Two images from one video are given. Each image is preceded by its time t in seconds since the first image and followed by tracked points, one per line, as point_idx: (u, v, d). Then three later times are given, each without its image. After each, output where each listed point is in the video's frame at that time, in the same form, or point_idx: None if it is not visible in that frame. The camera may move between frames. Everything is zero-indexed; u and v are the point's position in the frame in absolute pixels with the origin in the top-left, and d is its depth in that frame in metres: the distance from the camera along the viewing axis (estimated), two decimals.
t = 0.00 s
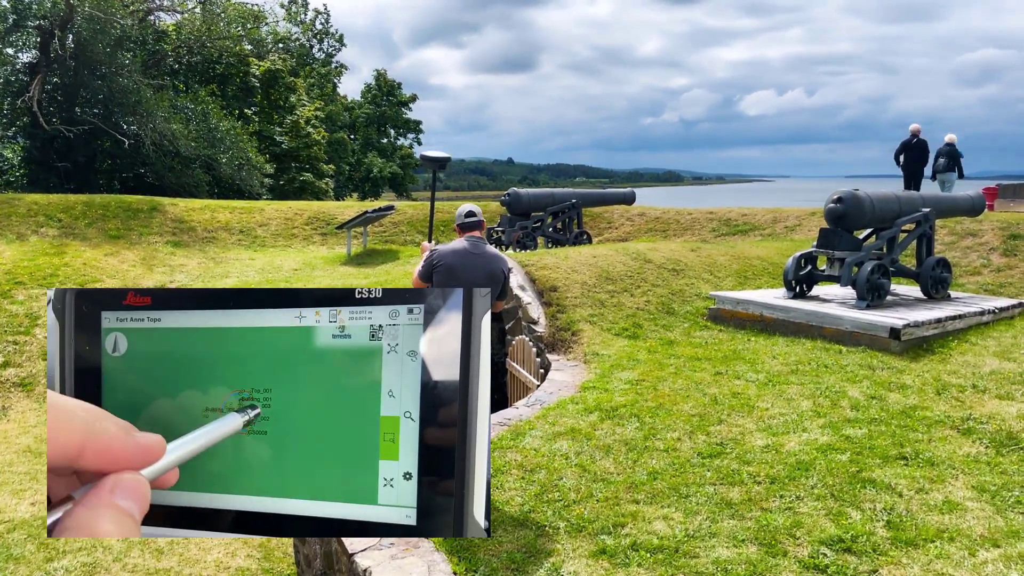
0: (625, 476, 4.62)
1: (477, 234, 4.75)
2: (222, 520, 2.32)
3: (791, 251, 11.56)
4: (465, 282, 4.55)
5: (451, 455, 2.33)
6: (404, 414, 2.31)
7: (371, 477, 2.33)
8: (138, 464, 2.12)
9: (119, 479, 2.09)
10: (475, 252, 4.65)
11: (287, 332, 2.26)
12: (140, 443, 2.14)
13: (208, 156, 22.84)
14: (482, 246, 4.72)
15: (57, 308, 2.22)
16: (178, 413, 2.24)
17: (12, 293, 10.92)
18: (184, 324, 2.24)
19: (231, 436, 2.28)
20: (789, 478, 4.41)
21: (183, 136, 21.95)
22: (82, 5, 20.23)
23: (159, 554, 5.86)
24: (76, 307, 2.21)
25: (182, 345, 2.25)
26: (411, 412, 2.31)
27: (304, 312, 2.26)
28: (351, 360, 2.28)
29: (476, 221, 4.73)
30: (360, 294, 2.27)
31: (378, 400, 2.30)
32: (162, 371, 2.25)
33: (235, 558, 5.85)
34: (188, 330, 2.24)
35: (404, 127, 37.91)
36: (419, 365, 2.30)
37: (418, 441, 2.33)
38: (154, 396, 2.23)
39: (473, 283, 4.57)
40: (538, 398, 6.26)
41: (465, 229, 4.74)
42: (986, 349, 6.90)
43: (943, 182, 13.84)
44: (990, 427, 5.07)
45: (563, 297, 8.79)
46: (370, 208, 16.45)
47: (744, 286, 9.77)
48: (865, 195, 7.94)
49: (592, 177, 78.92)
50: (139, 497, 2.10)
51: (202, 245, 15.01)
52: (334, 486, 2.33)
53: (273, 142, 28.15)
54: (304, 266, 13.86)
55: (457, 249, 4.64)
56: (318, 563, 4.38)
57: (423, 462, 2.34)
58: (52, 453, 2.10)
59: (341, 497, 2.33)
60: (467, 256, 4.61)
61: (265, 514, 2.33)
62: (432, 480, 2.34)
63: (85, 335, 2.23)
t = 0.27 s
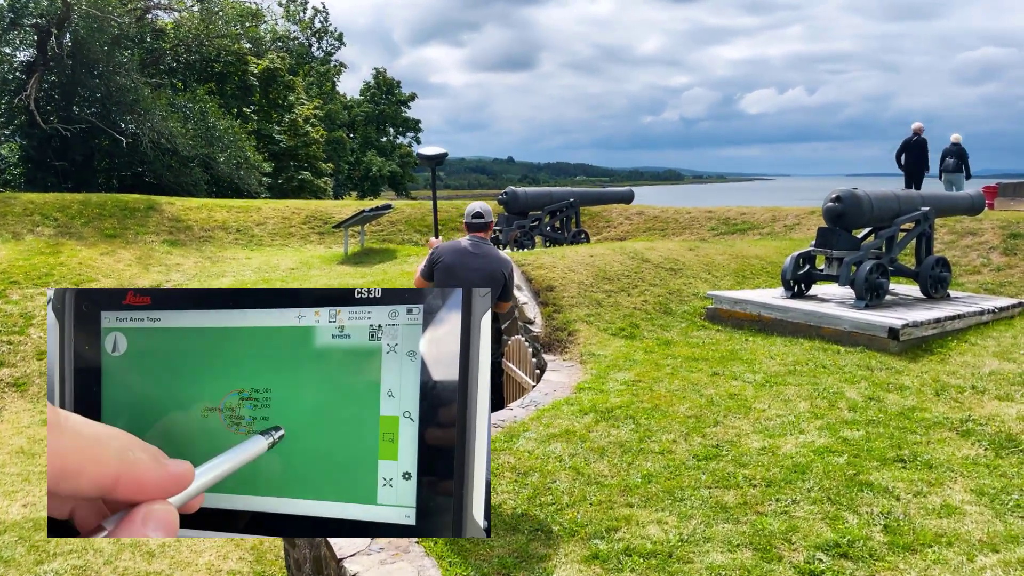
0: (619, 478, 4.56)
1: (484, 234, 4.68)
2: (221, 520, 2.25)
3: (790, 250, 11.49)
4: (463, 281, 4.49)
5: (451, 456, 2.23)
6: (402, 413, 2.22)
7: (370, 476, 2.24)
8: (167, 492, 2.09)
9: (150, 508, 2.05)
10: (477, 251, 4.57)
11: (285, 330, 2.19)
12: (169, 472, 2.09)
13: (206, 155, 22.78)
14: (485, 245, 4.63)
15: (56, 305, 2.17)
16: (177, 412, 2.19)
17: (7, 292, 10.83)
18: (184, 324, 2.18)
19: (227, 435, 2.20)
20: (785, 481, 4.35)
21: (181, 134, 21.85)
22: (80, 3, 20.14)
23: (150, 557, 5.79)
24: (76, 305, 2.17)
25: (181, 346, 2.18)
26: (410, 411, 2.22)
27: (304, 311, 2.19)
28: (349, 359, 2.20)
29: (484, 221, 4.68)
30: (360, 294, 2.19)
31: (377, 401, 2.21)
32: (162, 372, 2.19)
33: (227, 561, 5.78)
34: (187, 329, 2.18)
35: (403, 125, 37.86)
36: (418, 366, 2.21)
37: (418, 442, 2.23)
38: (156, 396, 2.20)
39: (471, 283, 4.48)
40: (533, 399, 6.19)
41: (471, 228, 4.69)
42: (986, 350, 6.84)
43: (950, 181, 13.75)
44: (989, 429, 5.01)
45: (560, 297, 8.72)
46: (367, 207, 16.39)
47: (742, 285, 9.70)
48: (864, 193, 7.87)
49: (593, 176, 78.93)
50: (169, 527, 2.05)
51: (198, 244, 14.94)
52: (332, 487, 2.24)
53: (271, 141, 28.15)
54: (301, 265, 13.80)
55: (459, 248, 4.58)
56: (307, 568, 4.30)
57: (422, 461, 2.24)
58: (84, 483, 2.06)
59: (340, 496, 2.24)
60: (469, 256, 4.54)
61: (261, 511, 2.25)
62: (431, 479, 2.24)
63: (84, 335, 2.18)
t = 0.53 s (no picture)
0: (611, 481, 4.50)
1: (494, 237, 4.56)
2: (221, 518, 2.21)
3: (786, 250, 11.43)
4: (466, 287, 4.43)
5: (451, 455, 2.14)
6: (402, 412, 2.13)
7: (369, 476, 2.16)
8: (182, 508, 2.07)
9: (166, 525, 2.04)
10: (482, 257, 4.49)
11: (284, 329, 2.12)
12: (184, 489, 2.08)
13: (202, 154, 22.69)
14: (491, 250, 4.54)
15: (56, 305, 2.12)
16: (179, 413, 2.16)
17: None
18: (183, 323, 2.13)
19: (226, 435, 2.16)
20: (779, 484, 4.29)
21: (177, 133, 21.77)
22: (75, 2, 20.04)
23: (138, 561, 5.72)
24: (76, 305, 2.12)
25: (180, 346, 2.14)
26: (410, 411, 2.13)
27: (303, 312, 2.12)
28: (349, 359, 2.13)
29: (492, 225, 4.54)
30: (360, 294, 2.12)
31: (377, 401, 2.13)
32: (162, 374, 2.14)
33: (216, 565, 5.71)
34: (185, 328, 2.13)
35: (401, 125, 37.79)
36: (417, 366, 2.13)
37: (417, 441, 2.14)
38: (156, 397, 2.15)
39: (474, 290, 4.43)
40: (526, 401, 6.12)
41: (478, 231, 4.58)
42: (983, 350, 6.78)
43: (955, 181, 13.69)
44: (986, 430, 4.95)
45: (554, 298, 8.67)
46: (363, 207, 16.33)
47: (738, 285, 9.65)
48: (860, 193, 7.81)
49: (593, 175, 78.87)
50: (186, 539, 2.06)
51: (193, 244, 14.88)
52: (331, 487, 2.17)
53: (268, 141, 28.08)
54: (296, 265, 13.74)
55: (465, 252, 4.50)
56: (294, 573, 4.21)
57: (423, 461, 2.15)
58: (99, 501, 2.04)
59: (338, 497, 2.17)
60: (474, 259, 4.47)
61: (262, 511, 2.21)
62: (431, 478, 2.15)
63: (83, 334, 2.13)
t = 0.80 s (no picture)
0: (602, 484, 4.44)
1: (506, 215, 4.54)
2: (220, 518, 2.06)
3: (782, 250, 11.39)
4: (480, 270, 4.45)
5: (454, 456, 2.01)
6: (405, 412, 2.02)
7: (372, 476, 2.03)
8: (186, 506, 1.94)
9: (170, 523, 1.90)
10: (493, 239, 4.48)
11: (286, 327, 2.02)
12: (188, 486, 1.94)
13: (198, 154, 22.64)
14: (502, 231, 4.52)
15: (58, 305, 2.01)
16: (179, 411, 2.04)
17: None
18: (183, 322, 2.02)
19: (228, 435, 2.04)
20: (771, 487, 4.23)
21: (173, 133, 21.69)
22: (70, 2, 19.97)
23: (126, 565, 5.64)
24: (79, 304, 2.02)
25: (181, 345, 2.03)
26: (414, 410, 2.02)
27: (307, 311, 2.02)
28: (350, 357, 2.02)
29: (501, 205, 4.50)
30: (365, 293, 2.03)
31: (379, 400, 2.02)
32: (165, 372, 2.03)
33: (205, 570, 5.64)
34: (186, 326, 2.02)
35: (399, 125, 37.76)
36: (419, 366, 2.01)
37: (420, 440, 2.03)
38: (158, 397, 2.04)
39: (489, 272, 4.44)
40: (518, 402, 6.08)
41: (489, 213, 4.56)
42: (979, 351, 6.73)
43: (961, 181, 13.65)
44: (982, 432, 4.90)
45: (549, 298, 8.61)
46: (359, 207, 16.28)
47: (734, 285, 9.60)
48: (856, 193, 7.76)
49: (592, 175, 78.87)
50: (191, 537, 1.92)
51: (188, 245, 14.82)
52: (331, 486, 2.04)
53: (265, 141, 28.03)
54: (291, 265, 13.69)
55: (476, 236, 4.50)
56: None
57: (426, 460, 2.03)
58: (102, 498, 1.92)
59: (337, 495, 2.04)
60: (487, 241, 4.47)
61: (263, 511, 2.06)
62: (435, 478, 2.03)
63: (86, 333, 2.03)
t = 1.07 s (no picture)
0: (592, 487, 4.39)
1: (513, 209, 4.88)
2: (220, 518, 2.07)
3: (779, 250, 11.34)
4: (503, 262, 4.71)
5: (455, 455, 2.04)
6: (406, 411, 2.03)
7: (373, 476, 2.05)
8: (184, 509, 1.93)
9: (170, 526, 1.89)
10: (509, 231, 4.75)
11: (287, 327, 2.03)
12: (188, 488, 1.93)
13: (194, 154, 22.54)
14: (515, 223, 4.80)
15: (60, 304, 2.01)
16: (181, 410, 2.04)
17: None
18: (184, 322, 2.03)
19: (229, 434, 2.04)
20: (764, 490, 4.18)
21: (169, 133, 21.59)
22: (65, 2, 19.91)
23: (114, 568, 5.55)
24: (81, 303, 2.02)
25: (181, 345, 2.03)
26: (416, 410, 2.04)
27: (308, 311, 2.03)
28: (350, 356, 2.02)
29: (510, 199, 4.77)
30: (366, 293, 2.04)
31: (380, 401, 2.03)
32: (165, 371, 2.03)
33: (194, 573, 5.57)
34: (188, 326, 2.02)
35: (397, 125, 37.70)
36: (420, 367, 2.03)
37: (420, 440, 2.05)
38: (160, 396, 2.04)
39: (511, 262, 4.72)
40: (510, 404, 6.03)
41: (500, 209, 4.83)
42: (975, 351, 6.68)
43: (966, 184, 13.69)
44: (977, 434, 4.85)
45: (544, 298, 8.57)
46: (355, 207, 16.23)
47: (730, 285, 9.55)
48: (852, 192, 7.69)
49: (591, 175, 78.83)
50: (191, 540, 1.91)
51: (183, 245, 14.76)
52: (332, 486, 2.05)
53: (263, 141, 27.97)
54: (287, 265, 13.64)
55: (492, 232, 4.77)
56: None
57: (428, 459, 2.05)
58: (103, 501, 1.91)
59: (337, 493, 2.05)
60: (504, 235, 4.74)
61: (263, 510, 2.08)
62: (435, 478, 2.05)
63: (87, 333, 2.03)
